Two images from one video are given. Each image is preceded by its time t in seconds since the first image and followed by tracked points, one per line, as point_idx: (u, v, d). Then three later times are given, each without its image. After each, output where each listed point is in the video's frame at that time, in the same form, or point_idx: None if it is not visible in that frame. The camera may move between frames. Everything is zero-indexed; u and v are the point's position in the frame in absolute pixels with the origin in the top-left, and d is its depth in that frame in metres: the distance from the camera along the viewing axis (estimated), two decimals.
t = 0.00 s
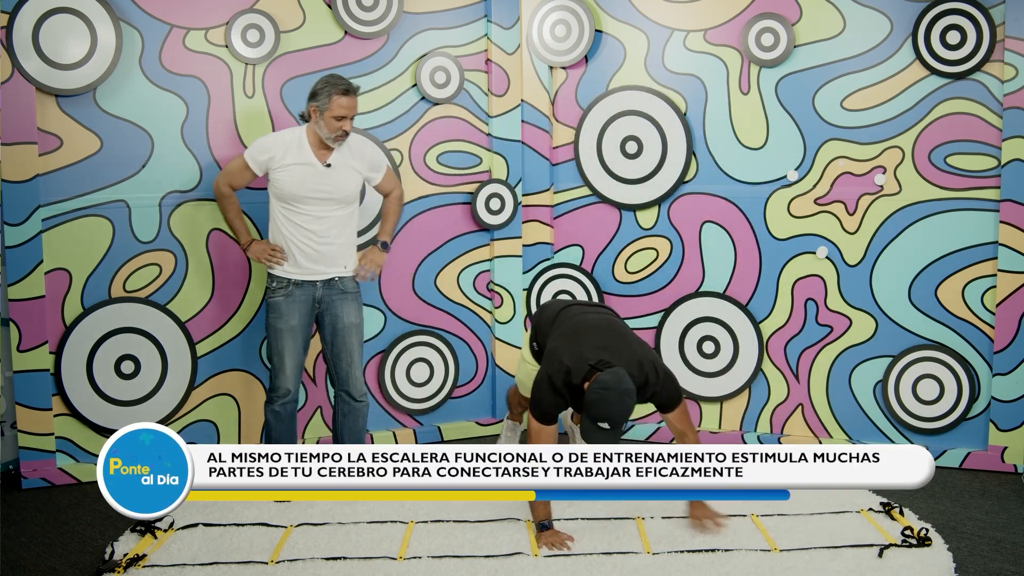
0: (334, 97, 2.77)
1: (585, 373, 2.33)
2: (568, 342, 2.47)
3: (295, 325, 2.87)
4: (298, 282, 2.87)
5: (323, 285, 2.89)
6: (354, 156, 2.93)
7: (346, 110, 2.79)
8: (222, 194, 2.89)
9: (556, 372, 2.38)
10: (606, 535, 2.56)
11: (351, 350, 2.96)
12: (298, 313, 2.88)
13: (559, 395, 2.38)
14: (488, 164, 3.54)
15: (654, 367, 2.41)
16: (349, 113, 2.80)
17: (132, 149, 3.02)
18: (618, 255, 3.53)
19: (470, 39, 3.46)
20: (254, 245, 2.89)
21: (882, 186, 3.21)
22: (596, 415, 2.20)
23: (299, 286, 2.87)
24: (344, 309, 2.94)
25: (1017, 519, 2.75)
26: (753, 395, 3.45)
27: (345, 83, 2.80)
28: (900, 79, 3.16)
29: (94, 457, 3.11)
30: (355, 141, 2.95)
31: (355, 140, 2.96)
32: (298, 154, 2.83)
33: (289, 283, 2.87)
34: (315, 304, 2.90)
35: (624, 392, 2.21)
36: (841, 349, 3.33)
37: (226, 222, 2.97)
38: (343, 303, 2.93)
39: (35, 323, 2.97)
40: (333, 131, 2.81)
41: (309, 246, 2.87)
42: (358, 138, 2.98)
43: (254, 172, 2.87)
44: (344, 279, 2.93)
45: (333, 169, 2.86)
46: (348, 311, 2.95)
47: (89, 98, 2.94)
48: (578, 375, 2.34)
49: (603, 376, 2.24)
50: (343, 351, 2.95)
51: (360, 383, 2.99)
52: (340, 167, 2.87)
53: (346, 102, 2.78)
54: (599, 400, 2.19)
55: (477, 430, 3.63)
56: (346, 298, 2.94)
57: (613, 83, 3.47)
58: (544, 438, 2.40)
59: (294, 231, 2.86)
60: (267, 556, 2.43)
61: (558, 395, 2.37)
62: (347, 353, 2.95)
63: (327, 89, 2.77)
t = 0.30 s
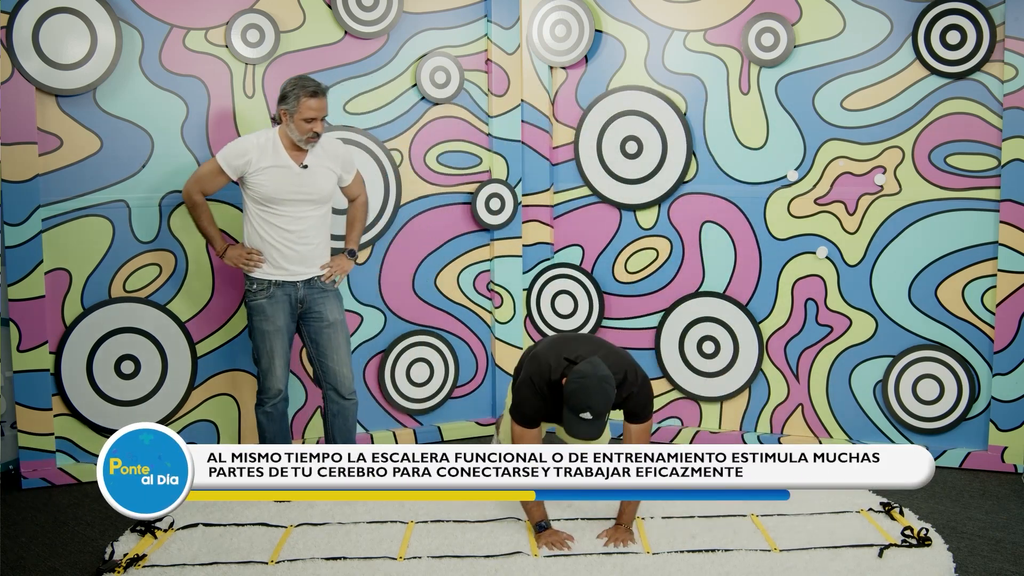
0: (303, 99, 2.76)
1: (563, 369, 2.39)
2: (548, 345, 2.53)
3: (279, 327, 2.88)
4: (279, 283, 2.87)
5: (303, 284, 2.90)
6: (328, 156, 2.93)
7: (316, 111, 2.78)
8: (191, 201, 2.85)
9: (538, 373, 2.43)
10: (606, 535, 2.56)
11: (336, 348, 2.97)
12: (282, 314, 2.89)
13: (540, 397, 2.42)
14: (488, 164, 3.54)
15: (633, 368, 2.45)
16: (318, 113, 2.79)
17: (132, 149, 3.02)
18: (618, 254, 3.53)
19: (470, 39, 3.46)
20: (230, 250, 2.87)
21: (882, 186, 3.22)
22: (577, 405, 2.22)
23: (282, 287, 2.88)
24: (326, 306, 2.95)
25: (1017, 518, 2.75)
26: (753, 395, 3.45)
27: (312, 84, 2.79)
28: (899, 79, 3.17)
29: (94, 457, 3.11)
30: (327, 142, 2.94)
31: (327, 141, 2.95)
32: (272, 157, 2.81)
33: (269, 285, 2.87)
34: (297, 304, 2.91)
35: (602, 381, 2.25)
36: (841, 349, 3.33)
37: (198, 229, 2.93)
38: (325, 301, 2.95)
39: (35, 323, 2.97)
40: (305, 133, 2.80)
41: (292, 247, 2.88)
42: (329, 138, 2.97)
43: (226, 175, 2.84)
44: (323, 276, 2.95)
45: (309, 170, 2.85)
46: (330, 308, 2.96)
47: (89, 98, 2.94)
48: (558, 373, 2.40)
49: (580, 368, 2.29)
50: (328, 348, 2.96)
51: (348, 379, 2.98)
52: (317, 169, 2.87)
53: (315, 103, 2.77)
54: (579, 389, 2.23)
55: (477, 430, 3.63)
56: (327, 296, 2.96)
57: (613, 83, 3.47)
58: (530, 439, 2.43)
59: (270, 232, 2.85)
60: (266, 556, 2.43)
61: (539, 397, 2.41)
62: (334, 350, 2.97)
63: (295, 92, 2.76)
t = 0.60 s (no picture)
0: (288, 100, 2.76)
1: (559, 377, 2.38)
2: (545, 341, 2.50)
3: (269, 326, 2.88)
4: (267, 283, 2.87)
5: (292, 287, 2.91)
6: (318, 157, 2.93)
7: (302, 112, 2.78)
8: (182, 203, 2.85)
9: (533, 373, 2.43)
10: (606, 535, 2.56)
11: (326, 347, 2.97)
12: (271, 313, 2.89)
13: (536, 396, 2.45)
14: (488, 164, 3.54)
15: (632, 365, 2.44)
16: (307, 114, 2.79)
17: (132, 149, 3.02)
18: (619, 254, 3.53)
19: (470, 39, 3.46)
20: (219, 250, 2.87)
21: (882, 186, 3.22)
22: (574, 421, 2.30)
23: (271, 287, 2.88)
24: (315, 307, 2.96)
25: (1018, 518, 2.75)
26: (753, 395, 3.45)
27: (300, 85, 2.79)
28: (899, 79, 3.17)
29: (94, 457, 3.11)
30: (318, 143, 2.93)
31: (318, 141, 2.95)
32: (264, 158, 2.81)
33: (259, 286, 2.87)
34: (285, 304, 2.91)
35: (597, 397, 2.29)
36: (841, 349, 3.33)
37: (188, 229, 2.92)
38: (314, 302, 2.95)
39: (35, 323, 2.97)
40: (292, 134, 2.80)
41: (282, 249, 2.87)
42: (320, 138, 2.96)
43: (216, 176, 2.84)
44: (311, 278, 2.94)
45: (301, 171, 2.85)
46: (319, 308, 2.96)
47: (89, 98, 2.94)
48: (553, 376, 2.40)
49: (574, 381, 2.31)
50: (318, 347, 2.97)
51: (342, 378, 3.01)
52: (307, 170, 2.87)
53: (303, 103, 2.77)
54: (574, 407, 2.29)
55: (476, 430, 3.62)
56: (316, 297, 2.96)
57: (613, 83, 3.47)
58: (529, 437, 2.51)
59: (262, 233, 2.85)
60: (266, 556, 2.43)
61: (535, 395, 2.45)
62: (324, 349, 2.97)
63: (283, 93, 2.77)
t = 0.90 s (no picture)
0: (287, 100, 2.76)
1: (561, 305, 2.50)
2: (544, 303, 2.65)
3: (267, 327, 2.88)
4: (264, 285, 2.87)
5: (289, 287, 2.91)
6: (316, 157, 2.93)
7: (301, 112, 2.79)
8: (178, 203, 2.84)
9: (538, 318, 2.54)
10: (606, 535, 2.56)
11: (320, 348, 2.97)
12: (269, 314, 2.89)
13: (542, 338, 2.52)
14: (488, 164, 3.54)
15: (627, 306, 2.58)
16: (305, 114, 2.80)
17: (132, 149, 3.02)
18: (618, 254, 3.53)
19: (470, 39, 3.46)
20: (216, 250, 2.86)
21: (882, 186, 3.22)
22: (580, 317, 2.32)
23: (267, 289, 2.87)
24: (310, 308, 2.96)
25: (1018, 519, 2.75)
26: (753, 395, 3.45)
27: (298, 85, 2.80)
28: (899, 79, 3.17)
29: (93, 457, 3.11)
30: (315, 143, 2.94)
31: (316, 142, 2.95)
32: (263, 157, 2.81)
33: (256, 287, 2.87)
34: (281, 306, 2.91)
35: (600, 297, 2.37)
36: (840, 350, 3.33)
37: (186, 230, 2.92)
38: (310, 303, 2.96)
39: (35, 323, 2.97)
40: (291, 134, 2.80)
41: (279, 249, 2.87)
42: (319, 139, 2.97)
43: (213, 176, 2.83)
44: (308, 279, 2.96)
45: (299, 172, 2.85)
46: (313, 310, 2.96)
47: (89, 97, 2.94)
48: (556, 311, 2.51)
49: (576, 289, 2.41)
50: (313, 348, 2.97)
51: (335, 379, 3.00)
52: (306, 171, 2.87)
53: (301, 103, 2.78)
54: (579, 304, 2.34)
55: (476, 430, 3.62)
56: (311, 298, 2.96)
57: (613, 83, 3.47)
58: (536, 387, 2.52)
59: (262, 234, 2.85)
60: (267, 556, 2.43)
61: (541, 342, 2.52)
62: (319, 350, 2.97)
63: (282, 93, 2.77)
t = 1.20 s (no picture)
0: (287, 99, 2.76)
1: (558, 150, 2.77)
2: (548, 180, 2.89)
3: (268, 327, 2.88)
4: (265, 284, 2.87)
5: (290, 287, 2.91)
6: (316, 157, 2.93)
7: (301, 111, 2.79)
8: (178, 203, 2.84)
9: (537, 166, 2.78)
10: (605, 536, 2.56)
11: (321, 348, 2.97)
12: (271, 313, 2.89)
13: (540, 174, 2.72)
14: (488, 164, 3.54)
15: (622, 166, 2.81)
16: (306, 113, 2.80)
17: (132, 149, 3.02)
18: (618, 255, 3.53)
19: (470, 39, 3.46)
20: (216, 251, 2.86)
21: (882, 186, 3.21)
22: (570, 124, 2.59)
23: (268, 289, 2.87)
24: (311, 307, 2.96)
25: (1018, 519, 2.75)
26: (753, 395, 3.45)
27: (298, 84, 2.80)
28: (899, 79, 3.17)
29: (94, 457, 3.11)
30: (314, 144, 2.94)
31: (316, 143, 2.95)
32: (265, 157, 2.81)
33: (258, 287, 2.86)
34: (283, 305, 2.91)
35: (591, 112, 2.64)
36: (840, 349, 3.33)
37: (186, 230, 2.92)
38: (312, 302, 2.96)
39: (35, 323, 2.97)
40: (292, 133, 2.80)
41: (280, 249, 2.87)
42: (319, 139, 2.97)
43: (214, 177, 2.83)
44: (308, 279, 2.96)
45: (300, 172, 2.85)
46: (315, 309, 2.96)
47: (89, 98, 2.94)
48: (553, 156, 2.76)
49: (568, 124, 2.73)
50: (314, 348, 2.97)
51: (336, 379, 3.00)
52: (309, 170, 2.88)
53: (301, 103, 2.78)
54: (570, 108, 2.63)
55: (476, 430, 3.62)
56: (313, 297, 2.97)
57: (613, 83, 3.47)
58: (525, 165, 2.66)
59: (263, 234, 2.85)
60: (266, 556, 2.43)
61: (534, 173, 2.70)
62: (319, 350, 2.97)
63: (282, 93, 2.77)
